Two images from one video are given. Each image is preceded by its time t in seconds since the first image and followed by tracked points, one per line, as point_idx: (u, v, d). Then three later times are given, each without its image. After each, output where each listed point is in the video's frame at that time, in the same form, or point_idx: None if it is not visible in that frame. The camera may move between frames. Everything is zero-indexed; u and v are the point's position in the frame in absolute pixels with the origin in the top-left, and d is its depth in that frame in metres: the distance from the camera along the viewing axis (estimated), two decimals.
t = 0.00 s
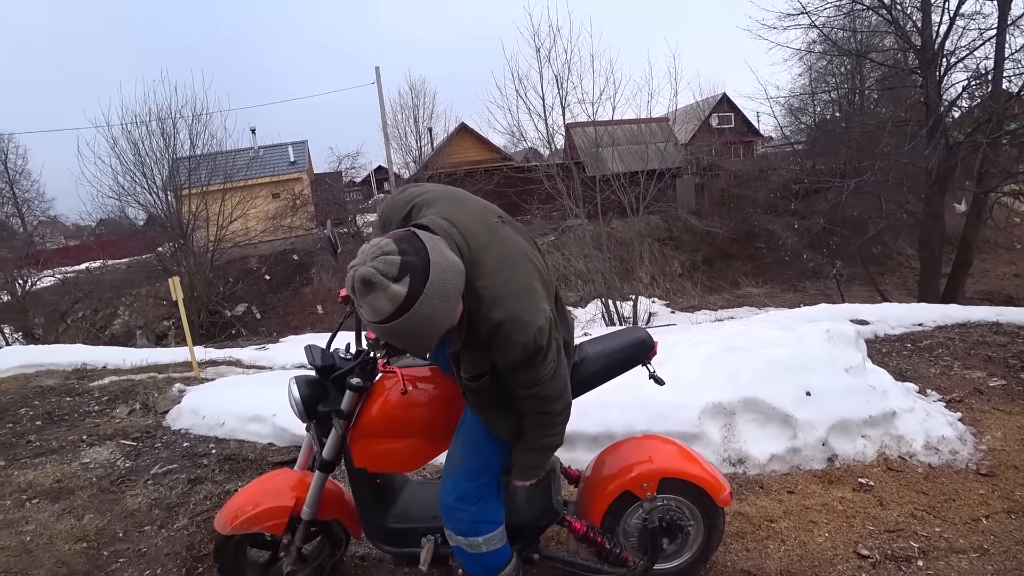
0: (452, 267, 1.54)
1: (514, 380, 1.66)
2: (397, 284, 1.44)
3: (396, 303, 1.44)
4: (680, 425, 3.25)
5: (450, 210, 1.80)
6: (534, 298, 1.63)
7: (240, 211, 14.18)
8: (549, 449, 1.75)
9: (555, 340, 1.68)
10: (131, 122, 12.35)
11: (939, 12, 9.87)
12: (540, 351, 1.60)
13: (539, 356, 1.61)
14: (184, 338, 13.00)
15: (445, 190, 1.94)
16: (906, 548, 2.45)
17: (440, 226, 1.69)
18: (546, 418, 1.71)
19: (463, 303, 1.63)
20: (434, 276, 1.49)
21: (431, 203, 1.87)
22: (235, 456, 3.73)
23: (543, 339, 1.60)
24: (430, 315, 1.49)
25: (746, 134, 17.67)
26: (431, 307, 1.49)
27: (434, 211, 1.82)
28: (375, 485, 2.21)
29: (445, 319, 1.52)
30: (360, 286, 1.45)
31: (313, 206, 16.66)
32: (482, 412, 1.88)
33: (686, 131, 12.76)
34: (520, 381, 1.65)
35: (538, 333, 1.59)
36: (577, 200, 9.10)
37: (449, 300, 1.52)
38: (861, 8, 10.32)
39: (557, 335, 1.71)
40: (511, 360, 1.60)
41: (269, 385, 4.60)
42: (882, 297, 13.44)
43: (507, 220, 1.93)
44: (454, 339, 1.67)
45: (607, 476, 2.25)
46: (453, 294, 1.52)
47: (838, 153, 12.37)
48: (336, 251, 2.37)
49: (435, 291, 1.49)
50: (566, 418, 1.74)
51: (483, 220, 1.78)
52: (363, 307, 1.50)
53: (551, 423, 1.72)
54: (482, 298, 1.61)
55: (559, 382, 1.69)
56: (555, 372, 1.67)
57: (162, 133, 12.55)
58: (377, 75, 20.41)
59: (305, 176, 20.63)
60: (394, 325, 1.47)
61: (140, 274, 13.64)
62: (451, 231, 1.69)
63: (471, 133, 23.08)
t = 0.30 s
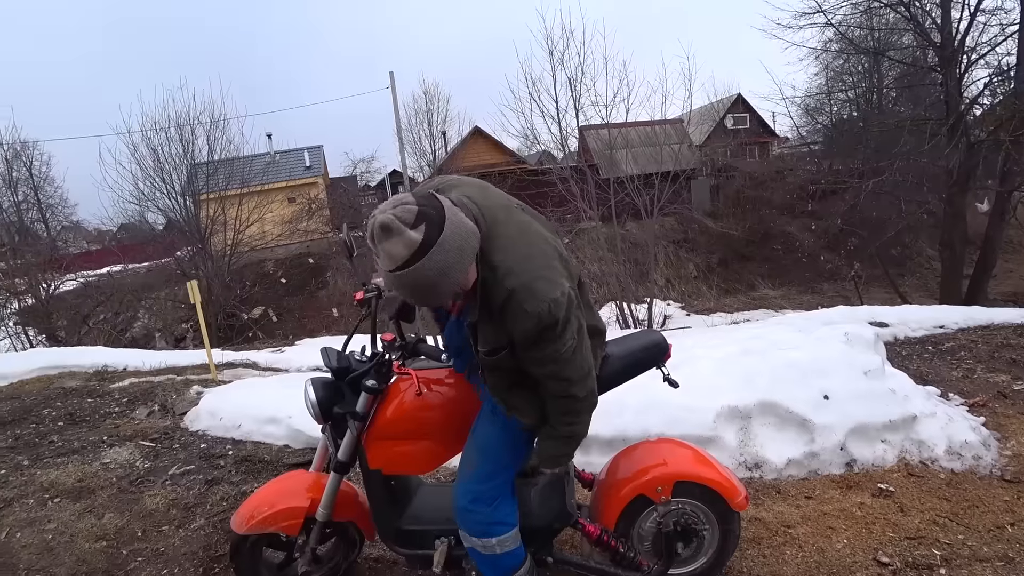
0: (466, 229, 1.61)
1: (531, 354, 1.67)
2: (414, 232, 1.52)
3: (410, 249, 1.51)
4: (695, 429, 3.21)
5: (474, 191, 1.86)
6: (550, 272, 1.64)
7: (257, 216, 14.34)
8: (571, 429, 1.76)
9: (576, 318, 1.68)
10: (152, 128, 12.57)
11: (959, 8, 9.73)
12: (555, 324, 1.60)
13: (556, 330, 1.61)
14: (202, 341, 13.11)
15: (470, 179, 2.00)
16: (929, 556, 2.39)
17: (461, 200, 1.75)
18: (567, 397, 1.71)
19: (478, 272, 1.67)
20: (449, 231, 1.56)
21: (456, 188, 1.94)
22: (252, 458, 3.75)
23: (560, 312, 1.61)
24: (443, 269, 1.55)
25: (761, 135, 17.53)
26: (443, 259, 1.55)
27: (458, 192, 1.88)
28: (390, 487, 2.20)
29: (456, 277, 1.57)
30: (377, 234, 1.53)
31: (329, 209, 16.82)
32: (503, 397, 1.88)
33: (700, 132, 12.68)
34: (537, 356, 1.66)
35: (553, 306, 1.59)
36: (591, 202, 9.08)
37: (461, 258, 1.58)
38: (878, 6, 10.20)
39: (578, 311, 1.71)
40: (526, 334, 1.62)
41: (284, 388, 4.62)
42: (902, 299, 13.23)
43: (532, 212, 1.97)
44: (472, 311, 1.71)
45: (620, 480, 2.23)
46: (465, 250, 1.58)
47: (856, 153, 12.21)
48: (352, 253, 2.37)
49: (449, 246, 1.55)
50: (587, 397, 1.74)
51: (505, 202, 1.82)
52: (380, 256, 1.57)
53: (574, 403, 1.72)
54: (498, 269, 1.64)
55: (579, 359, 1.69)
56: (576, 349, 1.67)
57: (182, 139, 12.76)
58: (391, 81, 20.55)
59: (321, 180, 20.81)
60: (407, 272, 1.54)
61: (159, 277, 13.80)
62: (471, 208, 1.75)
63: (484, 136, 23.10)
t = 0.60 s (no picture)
0: (463, 181, 1.71)
1: (532, 318, 1.69)
2: (409, 168, 1.64)
3: (404, 185, 1.63)
4: (703, 431, 3.18)
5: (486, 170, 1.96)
6: (549, 236, 1.69)
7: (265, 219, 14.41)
8: (577, 408, 1.74)
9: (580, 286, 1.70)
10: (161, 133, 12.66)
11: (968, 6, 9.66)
12: (553, 283, 1.63)
13: (554, 290, 1.64)
14: (210, 344, 13.15)
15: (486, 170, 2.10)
16: (941, 560, 2.36)
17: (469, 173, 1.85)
18: (573, 370, 1.71)
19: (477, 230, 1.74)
20: (445, 177, 1.66)
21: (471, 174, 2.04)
22: (259, 460, 3.75)
23: (560, 273, 1.64)
24: (437, 210, 1.65)
25: (769, 136, 17.44)
26: (433, 197, 1.64)
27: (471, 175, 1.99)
28: (396, 490, 2.19)
29: (449, 221, 1.67)
30: (379, 171, 1.68)
31: (336, 213, 16.89)
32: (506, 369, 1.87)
33: (707, 132, 12.64)
34: (539, 320, 1.68)
35: (552, 265, 1.63)
36: (598, 204, 9.06)
37: (453, 202, 1.67)
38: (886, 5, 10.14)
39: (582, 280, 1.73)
40: (525, 293, 1.65)
41: (291, 391, 4.62)
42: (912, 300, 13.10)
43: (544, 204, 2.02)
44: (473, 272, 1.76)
45: (628, 482, 2.21)
46: (458, 194, 1.68)
47: (864, 153, 12.11)
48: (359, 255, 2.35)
49: (443, 191, 1.65)
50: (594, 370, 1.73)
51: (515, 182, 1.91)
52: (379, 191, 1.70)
53: (579, 373, 1.71)
54: (497, 229, 1.70)
55: (582, 327, 1.69)
56: (578, 316, 1.68)
57: (190, 143, 12.86)
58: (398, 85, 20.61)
59: (328, 184, 20.88)
60: (398, 206, 1.64)
61: (168, 281, 13.86)
62: (479, 179, 1.84)
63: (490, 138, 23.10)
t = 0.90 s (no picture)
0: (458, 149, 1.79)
1: (519, 277, 1.70)
2: (405, 131, 1.72)
3: (398, 145, 1.71)
4: (703, 431, 3.18)
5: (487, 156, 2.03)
6: (537, 201, 1.74)
7: (264, 222, 14.42)
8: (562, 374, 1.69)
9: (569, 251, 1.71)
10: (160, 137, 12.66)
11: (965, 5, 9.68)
12: (540, 240, 1.66)
13: (541, 247, 1.66)
14: (210, 348, 13.12)
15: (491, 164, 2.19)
16: (941, 559, 2.36)
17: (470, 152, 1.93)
18: (559, 333, 1.68)
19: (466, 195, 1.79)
20: (439, 141, 1.74)
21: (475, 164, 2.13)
22: (260, 463, 3.75)
23: (547, 231, 1.67)
24: (429, 169, 1.72)
25: (766, 136, 17.49)
26: (425, 154, 1.71)
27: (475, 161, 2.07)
28: (395, 493, 2.18)
29: (440, 181, 1.73)
30: (381, 135, 1.78)
31: (335, 216, 16.95)
32: (494, 339, 1.86)
33: (705, 133, 12.65)
34: (527, 279, 1.69)
35: (539, 223, 1.67)
36: (597, 205, 9.07)
37: (446, 163, 1.74)
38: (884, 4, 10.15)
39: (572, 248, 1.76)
40: (511, 250, 1.68)
41: (291, 394, 4.62)
42: (912, 299, 13.11)
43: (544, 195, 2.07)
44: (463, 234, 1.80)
45: (628, 483, 2.21)
46: (451, 156, 1.75)
47: (862, 152, 12.13)
48: (355, 258, 2.35)
49: (435, 153, 1.72)
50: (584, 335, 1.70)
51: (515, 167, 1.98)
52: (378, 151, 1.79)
53: (568, 336, 1.68)
54: (485, 193, 1.76)
55: (571, 288, 1.68)
56: (566, 276, 1.67)
57: (188, 147, 12.87)
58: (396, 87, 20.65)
59: (327, 187, 20.90)
60: (391, 160, 1.71)
61: (168, 285, 13.85)
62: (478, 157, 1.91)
63: (489, 140, 23.12)
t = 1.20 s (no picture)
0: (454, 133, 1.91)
1: (505, 241, 1.77)
2: (400, 116, 1.86)
3: (393, 127, 1.85)
4: (699, 431, 3.19)
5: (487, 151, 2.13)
6: (526, 177, 1.84)
7: (258, 224, 14.39)
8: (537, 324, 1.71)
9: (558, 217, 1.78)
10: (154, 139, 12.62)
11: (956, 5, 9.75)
12: (524, 202, 1.75)
13: (526, 208, 1.75)
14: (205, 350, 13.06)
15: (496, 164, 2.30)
16: (936, 555, 2.37)
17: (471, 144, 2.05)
18: (538, 289, 1.71)
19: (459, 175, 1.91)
20: (435, 123, 1.87)
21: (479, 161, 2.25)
22: (255, 466, 3.74)
23: (535, 196, 1.77)
24: (422, 151, 1.84)
25: (760, 136, 17.55)
26: (420, 131, 1.84)
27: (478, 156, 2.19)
28: (392, 495, 2.18)
29: (431, 162, 1.85)
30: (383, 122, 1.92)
31: (329, 217, 16.98)
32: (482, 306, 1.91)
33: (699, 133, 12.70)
34: (512, 240, 1.75)
35: (525, 190, 1.78)
36: (592, 206, 9.08)
37: (441, 141, 1.86)
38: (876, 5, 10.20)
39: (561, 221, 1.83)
40: (497, 214, 1.77)
41: (286, 396, 4.61)
42: (905, 297, 13.17)
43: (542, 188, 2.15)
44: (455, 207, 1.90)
45: (624, 484, 2.21)
46: (446, 136, 1.88)
47: (854, 151, 12.17)
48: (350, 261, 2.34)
49: (429, 134, 1.84)
50: (567, 295, 1.73)
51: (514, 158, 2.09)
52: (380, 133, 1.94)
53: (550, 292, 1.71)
54: (476, 169, 1.88)
55: (555, 249, 1.73)
56: (550, 237, 1.73)
57: (182, 149, 12.83)
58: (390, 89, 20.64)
59: (322, 189, 20.86)
60: (388, 138, 1.86)
61: (162, 287, 13.79)
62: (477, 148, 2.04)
63: (484, 141, 23.12)
